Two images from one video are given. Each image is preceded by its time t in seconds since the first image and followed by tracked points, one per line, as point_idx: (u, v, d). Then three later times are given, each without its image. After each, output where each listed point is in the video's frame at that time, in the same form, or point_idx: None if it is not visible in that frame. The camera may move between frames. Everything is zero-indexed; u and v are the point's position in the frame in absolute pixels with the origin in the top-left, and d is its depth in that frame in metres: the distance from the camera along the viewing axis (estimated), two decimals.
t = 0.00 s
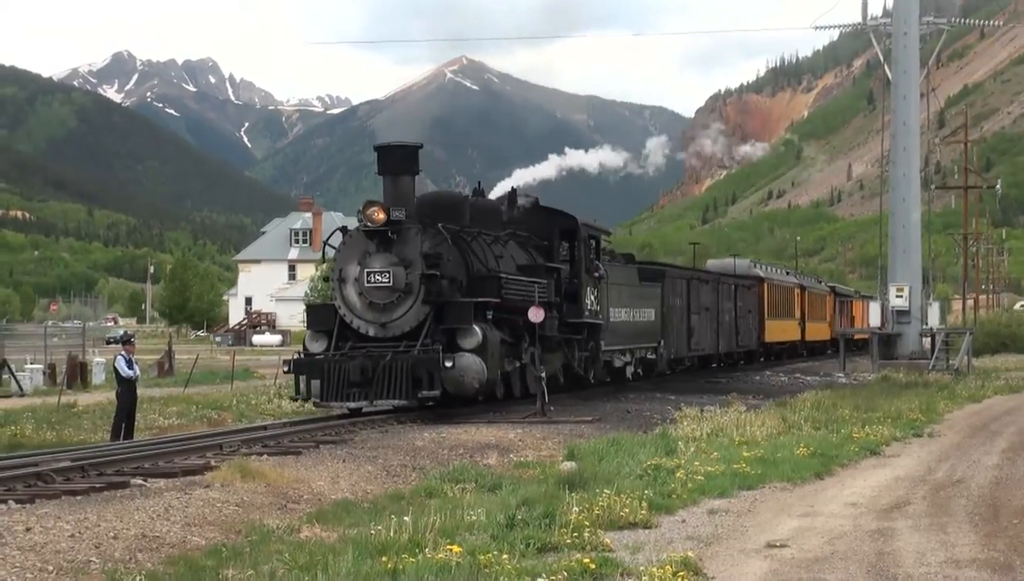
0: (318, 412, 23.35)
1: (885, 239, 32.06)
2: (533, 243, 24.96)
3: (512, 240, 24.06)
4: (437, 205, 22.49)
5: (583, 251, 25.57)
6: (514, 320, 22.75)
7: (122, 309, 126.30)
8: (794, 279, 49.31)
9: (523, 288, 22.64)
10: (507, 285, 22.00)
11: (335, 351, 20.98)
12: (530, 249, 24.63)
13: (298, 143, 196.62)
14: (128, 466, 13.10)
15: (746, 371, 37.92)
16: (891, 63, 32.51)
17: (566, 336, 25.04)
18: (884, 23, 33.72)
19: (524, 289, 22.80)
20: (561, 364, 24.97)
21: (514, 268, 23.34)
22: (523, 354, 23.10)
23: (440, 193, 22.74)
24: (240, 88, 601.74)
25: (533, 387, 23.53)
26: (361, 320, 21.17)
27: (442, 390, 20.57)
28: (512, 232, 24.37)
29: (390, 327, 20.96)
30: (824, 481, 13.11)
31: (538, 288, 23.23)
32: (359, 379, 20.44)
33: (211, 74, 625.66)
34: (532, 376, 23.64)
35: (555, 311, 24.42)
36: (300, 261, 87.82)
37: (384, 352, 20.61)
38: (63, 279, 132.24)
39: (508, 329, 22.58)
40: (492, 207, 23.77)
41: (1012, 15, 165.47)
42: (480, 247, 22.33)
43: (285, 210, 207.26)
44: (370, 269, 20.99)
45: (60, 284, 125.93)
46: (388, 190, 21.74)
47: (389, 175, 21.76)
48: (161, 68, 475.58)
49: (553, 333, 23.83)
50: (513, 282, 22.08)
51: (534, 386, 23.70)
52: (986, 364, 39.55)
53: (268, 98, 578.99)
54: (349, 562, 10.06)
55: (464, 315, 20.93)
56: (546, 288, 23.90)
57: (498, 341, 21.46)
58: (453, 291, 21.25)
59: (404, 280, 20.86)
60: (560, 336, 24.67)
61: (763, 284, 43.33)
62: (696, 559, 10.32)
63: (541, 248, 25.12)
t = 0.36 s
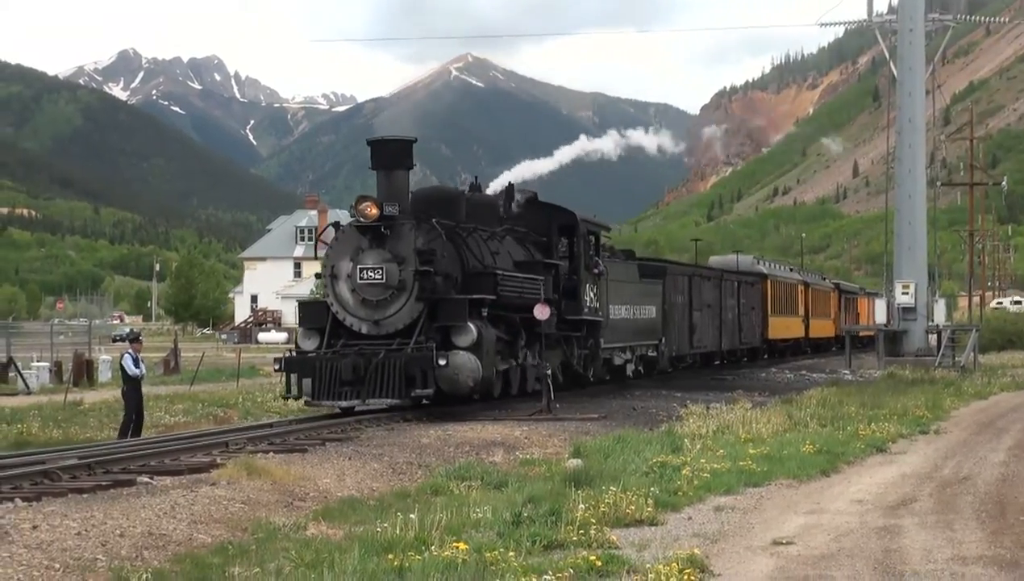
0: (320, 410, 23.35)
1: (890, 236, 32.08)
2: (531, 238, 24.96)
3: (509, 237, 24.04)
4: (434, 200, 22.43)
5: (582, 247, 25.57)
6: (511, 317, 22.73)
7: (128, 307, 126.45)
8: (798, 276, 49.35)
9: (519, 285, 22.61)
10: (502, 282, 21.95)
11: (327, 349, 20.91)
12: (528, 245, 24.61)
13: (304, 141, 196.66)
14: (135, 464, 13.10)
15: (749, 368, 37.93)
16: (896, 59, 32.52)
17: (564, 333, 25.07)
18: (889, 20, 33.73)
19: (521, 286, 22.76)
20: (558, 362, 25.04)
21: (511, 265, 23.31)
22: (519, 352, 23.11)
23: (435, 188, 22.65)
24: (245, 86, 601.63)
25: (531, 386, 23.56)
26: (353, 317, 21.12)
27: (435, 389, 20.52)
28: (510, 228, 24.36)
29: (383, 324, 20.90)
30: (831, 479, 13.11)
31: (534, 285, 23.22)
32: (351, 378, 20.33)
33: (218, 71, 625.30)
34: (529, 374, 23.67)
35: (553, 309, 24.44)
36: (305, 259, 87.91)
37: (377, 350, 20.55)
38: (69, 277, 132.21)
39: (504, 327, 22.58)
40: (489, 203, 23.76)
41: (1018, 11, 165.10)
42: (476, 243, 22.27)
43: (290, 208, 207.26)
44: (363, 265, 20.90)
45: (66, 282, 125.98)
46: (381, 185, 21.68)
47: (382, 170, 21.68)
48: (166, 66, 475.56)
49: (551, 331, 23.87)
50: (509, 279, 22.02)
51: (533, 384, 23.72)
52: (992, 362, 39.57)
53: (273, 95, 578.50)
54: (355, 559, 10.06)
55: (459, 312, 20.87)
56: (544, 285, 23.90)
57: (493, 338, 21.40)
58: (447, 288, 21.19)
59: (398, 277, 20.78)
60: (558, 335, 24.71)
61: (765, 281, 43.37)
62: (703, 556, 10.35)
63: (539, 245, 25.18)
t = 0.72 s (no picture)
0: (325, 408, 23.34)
1: (898, 232, 32.07)
2: (531, 234, 24.78)
3: (508, 232, 23.85)
4: (431, 194, 22.19)
5: (584, 242, 25.39)
6: (508, 313, 22.52)
7: (137, 304, 126.54)
8: (804, 271, 49.31)
9: (518, 281, 22.40)
10: (501, 278, 21.71)
11: (321, 346, 20.73)
12: (527, 240, 24.41)
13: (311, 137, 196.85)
14: (144, 462, 13.12)
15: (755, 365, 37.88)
16: (904, 55, 32.38)
17: (564, 330, 24.91)
18: (896, 15, 33.62)
19: (520, 282, 22.55)
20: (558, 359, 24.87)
21: (509, 260, 23.11)
22: (518, 349, 22.94)
23: (433, 181, 22.38)
24: (253, 82, 601.64)
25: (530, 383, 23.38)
26: (348, 314, 20.95)
27: (431, 386, 20.31)
28: (509, 223, 24.19)
29: (377, 321, 20.71)
30: (840, 474, 13.11)
31: (533, 281, 23.03)
32: (344, 375, 20.15)
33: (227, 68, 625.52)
34: (528, 371, 23.50)
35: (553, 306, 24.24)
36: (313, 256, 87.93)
37: (370, 347, 20.37)
38: (77, 275, 132.50)
39: (502, 324, 22.37)
40: (487, 198, 23.58)
41: None
42: (474, 239, 22.06)
43: (298, 206, 207.46)
44: (357, 261, 20.72)
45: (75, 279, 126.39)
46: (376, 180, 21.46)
47: (377, 163, 21.49)
48: (174, 63, 475.95)
49: (550, 328, 23.69)
50: (507, 275, 21.80)
51: (532, 381, 23.56)
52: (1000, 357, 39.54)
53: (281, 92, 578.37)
54: (365, 556, 10.09)
55: (455, 308, 20.66)
56: (543, 281, 23.70)
57: (491, 335, 21.19)
58: (443, 284, 20.96)
59: (392, 273, 20.57)
60: (557, 332, 24.55)
61: (770, 276, 43.35)
62: (711, 552, 10.36)
63: (539, 240, 25.01)
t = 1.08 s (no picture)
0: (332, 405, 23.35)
1: (910, 226, 32.09)
2: (533, 227, 24.66)
3: (510, 226, 23.73)
4: (430, 187, 22.06)
5: (587, 235, 25.31)
6: (509, 308, 22.37)
7: (148, 301, 126.60)
8: (814, 266, 49.29)
9: (520, 275, 22.26)
10: (501, 271, 21.57)
11: (317, 343, 20.63)
12: (529, 234, 24.29)
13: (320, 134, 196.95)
14: (155, 457, 13.13)
15: (765, 360, 37.88)
16: (916, 49, 32.38)
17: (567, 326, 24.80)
18: (908, 9, 33.63)
19: (521, 276, 22.41)
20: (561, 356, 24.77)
21: (511, 254, 22.97)
22: (519, 344, 22.83)
23: (432, 175, 22.26)
24: (261, 80, 601.34)
25: (532, 379, 23.22)
26: (344, 309, 20.83)
27: (430, 382, 20.15)
28: (511, 217, 24.08)
29: (375, 316, 20.58)
30: (852, 469, 13.10)
31: (535, 275, 22.89)
32: (340, 372, 20.03)
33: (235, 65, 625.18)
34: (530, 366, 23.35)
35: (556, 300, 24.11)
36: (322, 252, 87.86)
37: (367, 343, 20.24)
38: (88, 272, 132.81)
39: (502, 319, 22.21)
40: (488, 191, 23.46)
41: None
42: (474, 232, 21.91)
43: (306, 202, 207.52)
44: (353, 256, 20.59)
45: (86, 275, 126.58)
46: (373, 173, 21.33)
47: (374, 157, 21.40)
48: (184, 59, 475.89)
49: (552, 322, 23.56)
50: (507, 269, 21.64)
51: (536, 378, 23.45)
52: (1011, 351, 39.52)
53: (291, 88, 577.62)
54: (377, 552, 10.11)
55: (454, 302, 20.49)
56: (546, 275, 23.55)
57: (491, 330, 21.03)
58: (442, 278, 20.80)
59: (390, 267, 20.44)
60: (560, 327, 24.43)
61: (779, 271, 43.35)
62: (723, 547, 10.38)
63: (542, 234, 24.90)
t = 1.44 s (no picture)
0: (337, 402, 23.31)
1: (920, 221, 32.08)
2: (534, 221, 24.56)
3: (510, 219, 23.58)
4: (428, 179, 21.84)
5: (589, 229, 25.16)
6: (506, 303, 22.23)
7: (159, 296, 127.03)
8: (821, 261, 49.24)
9: (518, 269, 22.11)
10: (498, 266, 21.41)
11: (309, 338, 20.48)
12: (529, 228, 24.17)
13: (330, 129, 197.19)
14: (168, 452, 13.15)
15: (772, 356, 37.85)
16: (926, 44, 32.32)
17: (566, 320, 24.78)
18: (919, 4, 33.57)
19: (520, 270, 22.24)
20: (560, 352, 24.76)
21: (510, 248, 22.83)
22: (517, 340, 22.72)
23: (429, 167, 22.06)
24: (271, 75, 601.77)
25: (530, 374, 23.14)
26: (338, 304, 20.67)
27: (424, 378, 19.99)
28: (511, 210, 23.93)
29: (368, 311, 20.43)
30: (862, 464, 13.09)
31: (534, 270, 22.74)
32: (332, 368, 19.87)
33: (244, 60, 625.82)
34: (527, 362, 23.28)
35: (555, 294, 24.03)
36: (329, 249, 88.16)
37: (360, 339, 20.08)
38: (99, 267, 133.46)
39: (500, 314, 22.08)
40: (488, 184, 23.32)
41: None
42: (472, 225, 21.74)
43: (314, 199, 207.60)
44: (347, 250, 20.41)
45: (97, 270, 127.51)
46: (367, 165, 21.17)
47: (369, 149, 21.23)
48: (195, 55, 476.63)
49: (551, 317, 23.46)
50: (504, 264, 21.52)
51: (533, 373, 23.34)
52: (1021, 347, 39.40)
53: (300, 83, 578.23)
54: (386, 547, 10.14)
55: (449, 297, 20.35)
56: (544, 270, 23.39)
57: (487, 325, 20.89)
58: (437, 272, 20.63)
59: (384, 261, 20.26)
60: (560, 322, 24.36)
61: (786, 266, 43.31)
62: (733, 542, 10.39)
63: (543, 228, 24.78)
